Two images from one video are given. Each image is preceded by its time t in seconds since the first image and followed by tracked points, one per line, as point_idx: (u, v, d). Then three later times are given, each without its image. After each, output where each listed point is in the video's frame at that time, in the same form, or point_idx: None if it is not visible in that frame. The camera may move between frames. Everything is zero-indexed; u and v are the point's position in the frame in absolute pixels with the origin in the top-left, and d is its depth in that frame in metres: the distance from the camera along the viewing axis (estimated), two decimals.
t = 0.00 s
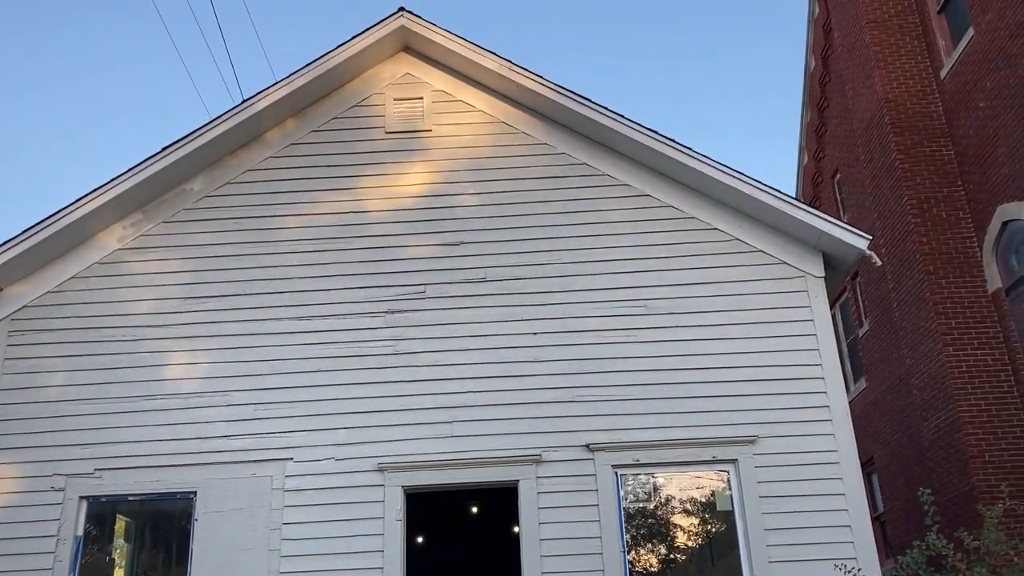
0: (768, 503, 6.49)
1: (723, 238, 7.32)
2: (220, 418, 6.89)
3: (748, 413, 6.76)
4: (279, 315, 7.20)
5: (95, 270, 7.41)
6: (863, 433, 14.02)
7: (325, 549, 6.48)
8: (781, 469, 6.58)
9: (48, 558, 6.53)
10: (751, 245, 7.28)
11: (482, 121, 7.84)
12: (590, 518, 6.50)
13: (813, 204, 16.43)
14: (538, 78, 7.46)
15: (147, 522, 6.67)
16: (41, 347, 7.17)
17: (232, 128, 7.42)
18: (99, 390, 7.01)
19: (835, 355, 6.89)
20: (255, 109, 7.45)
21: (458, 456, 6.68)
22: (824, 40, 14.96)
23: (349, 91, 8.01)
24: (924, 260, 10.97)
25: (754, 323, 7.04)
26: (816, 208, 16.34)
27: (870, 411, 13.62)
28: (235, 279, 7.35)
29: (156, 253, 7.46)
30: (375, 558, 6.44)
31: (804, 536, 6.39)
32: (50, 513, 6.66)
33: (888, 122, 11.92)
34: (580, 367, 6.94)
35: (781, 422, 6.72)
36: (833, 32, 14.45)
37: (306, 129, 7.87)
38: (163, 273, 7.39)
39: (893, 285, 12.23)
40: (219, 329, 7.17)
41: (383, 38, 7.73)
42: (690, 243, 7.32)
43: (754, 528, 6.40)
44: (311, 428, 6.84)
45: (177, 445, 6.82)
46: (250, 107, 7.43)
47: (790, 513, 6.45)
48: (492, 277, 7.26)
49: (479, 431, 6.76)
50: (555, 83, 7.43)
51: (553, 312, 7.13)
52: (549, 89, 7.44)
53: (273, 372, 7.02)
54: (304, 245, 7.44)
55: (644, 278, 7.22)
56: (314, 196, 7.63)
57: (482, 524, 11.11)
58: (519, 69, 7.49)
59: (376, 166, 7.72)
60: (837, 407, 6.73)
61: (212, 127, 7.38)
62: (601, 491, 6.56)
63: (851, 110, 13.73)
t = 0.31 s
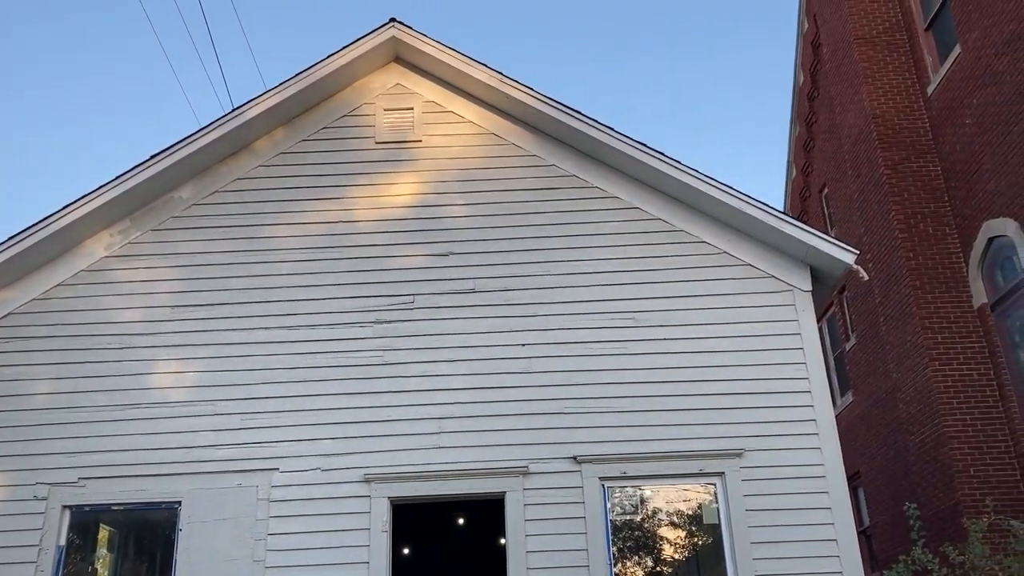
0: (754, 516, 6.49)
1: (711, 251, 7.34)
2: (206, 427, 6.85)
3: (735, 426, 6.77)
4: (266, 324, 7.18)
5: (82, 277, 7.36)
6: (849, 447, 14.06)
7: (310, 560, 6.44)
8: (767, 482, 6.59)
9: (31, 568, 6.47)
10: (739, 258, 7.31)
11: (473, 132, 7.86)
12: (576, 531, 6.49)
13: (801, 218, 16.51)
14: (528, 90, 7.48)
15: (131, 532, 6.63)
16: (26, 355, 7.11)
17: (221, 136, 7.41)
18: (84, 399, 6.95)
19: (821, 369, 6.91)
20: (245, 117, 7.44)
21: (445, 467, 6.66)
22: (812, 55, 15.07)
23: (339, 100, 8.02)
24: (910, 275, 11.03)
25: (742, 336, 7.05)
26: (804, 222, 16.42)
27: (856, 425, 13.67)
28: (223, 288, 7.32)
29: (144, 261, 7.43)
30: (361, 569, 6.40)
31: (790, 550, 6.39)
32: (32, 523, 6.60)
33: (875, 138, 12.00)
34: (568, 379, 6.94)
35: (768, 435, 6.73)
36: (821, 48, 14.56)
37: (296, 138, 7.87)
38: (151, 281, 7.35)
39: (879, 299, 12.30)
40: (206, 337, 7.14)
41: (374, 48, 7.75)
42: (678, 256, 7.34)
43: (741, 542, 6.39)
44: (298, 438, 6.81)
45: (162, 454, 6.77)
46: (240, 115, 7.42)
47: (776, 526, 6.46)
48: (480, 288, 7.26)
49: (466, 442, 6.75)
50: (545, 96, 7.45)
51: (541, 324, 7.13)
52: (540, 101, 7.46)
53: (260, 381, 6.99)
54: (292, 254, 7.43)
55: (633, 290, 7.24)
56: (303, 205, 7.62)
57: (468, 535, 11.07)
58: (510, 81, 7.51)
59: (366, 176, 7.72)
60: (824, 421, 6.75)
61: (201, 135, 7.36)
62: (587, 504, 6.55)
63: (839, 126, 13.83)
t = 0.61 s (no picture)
0: (738, 527, 6.50)
1: (698, 261, 7.37)
2: (189, 434, 6.81)
3: (720, 437, 6.78)
4: (251, 331, 7.14)
5: (65, 282, 7.31)
6: (833, 459, 14.12)
7: (292, 569, 6.40)
8: (751, 493, 6.60)
9: None
10: (725, 269, 7.33)
11: (460, 141, 7.86)
12: (560, 541, 6.48)
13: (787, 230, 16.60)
14: (516, 100, 7.50)
15: (111, 540, 6.56)
16: (7, 360, 7.05)
17: (208, 142, 7.38)
18: (65, 404, 6.90)
19: (806, 380, 6.94)
20: (232, 123, 7.42)
21: (429, 476, 6.64)
22: (799, 68, 15.17)
23: (327, 108, 8.01)
24: (894, 287, 11.09)
25: (727, 347, 7.07)
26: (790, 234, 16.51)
27: (840, 436, 13.72)
28: (208, 294, 7.28)
29: (128, 267, 7.39)
30: None
31: (773, 561, 6.40)
32: (11, 530, 6.53)
33: (861, 151, 12.08)
34: (553, 389, 6.93)
35: (752, 447, 6.75)
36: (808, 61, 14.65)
37: (284, 145, 7.85)
38: (135, 287, 7.31)
39: (864, 312, 12.36)
40: (190, 344, 7.10)
41: (362, 56, 7.74)
42: (664, 266, 7.36)
43: (724, 553, 6.39)
44: (281, 446, 6.77)
45: (144, 461, 6.72)
46: (227, 121, 7.40)
47: (760, 537, 6.47)
48: (467, 297, 7.26)
49: (451, 451, 6.73)
50: (533, 105, 7.47)
51: (527, 333, 7.13)
52: (527, 111, 7.48)
53: (244, 389, 6.95)
54: (278, 261, 7.40)
55: (619, 301, 7.25)
56: (290, 212, 7.60)
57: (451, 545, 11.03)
58: (498, 90, 7.53)
59: (353, 183, 7.71)
60: (808, 433, 6.77)
61: (187, 141, 7.33)
62: (571, 514, 6.54)
63: (825, 138, 13.91)
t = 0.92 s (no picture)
0: (719, 535, 6.51)
1: (682, 269, 7.39)
2: (170, 438, 6.76)
3: (702, 444, 6.79)
4: (233, 335, 7.11)
5: (46, 283, 7.25)
6: (815, 467, 14.19)
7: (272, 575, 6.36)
8: (733, 501, 6.61)
9: None
10: (708, 278, 7.36)
11: (446, 146, 7.86)
12: (542, 547, 6.47)
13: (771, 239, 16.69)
14: (502, 106, 7.51)
15: (89, 544, 6.49)
16: None
17: (192, 144, 7.35)
18: (44, 407, 6.83)
19: (788, 389, 6.97)
20: (217, 126, 7.39)
21: (411, 482, 6.62)
22: (784, 79, 15.27)
23: (313, 112, 7.99)
24: (877, 297, 11.17)
25: (710, 355, 7.09)
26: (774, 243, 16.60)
27: (822, 445, 13.79)
28: (191, 297, 7.24)
29: (110, 269, 7.34)
30: None
31: (755, 569, 6.41)
32: None
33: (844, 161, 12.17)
34: (536, 395, 6.93)
35: (735, 454, 6.77)
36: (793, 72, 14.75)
37: (269, 148, 7.83)
38: (117, 289, 7.26)
39: (846, 321, 12.45)
40: (172, 347, 7.05)
41: (349, 61, 7.74)
42: (649, 274, 7.38)
43: (706, 561, 6.40)
44: (263, 451, 6.73)
45: (123, 465, 6.67)
46: (212, 124, 7.38)
47: (742, 545, 6.48)
48: (452, 303, 7.25)
49: (433, 457, 6.71)
50: (519, 112, 7.48)
51: (511, 339, 7.13)
52: (513, 117, 7.49)
53: (226, 393, 6.91)
54: (262, 265, 7.37)
55: (603, 308, 7.26)
56: (275, 216, 7.57)
57: (432, 552, 10.99)
58: (484, 96, 7.53)
59: (338, 188, 7.69)
60: (790, 441, 6.79)
61: (172, 143, 7.30)
62: (554, 521, 6.53)
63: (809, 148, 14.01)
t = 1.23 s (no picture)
0: (697, 540, 6.52)
1: (662, 275, 7.41)
2: (147, 440, 6.70)
3: (681, 450, 6.81)
4: (212, 336, 7.06)
5: (23, 282, 7.18)
6: (792, 474, 14.26)
7: None
8: (711, 507, 6.64)
9: None
10: (689, 284, 7.39)
11: (428, 149, 7.85)
12: (520, 552, 6.46)
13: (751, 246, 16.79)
14: (485, 110, 7.51)
15: (64, 547, 6.40)
16: None
17: (173, 144, 7.30)
18: (19, 407, 6.76)
19: (767, 395, 7.00)
20: (198, 126, 7.34)
21: (390, 485, 6.60)
22: (766, 87, 15.37)
23: (295, 113, 7.96)
24: (855, 305, 11.25)
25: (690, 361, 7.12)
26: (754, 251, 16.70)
27: (799, 452, 13.86)
28: (169, 298, 7.19)
29: (88, 269, 7.27)
30: None
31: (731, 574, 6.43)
32: None
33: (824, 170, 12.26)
34: (516, 399, 6.93)
35: (713, 460, 6.79)
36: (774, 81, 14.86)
37: (250, 149, 7.79)
38: (94, 289, 7.19)
39: (825, 329, 12.52)
40: (150, 348, 7.00)
41: (332, 62, 7.71)
42: (629, 280, 7.40)
43: (683, 566, 6.42)
44: (241, 454, 6.69)
45: (99, 467, 6.60)
46: (193, 124, 7.33)
47: (719, 551, 6.50)
48: (433, 306, 7.24)
49: (412, 460, 6.69)
50: (502, 116, 7.48)
51: (491, 343, 7.12)
52: (496, 121, 7.49)
53: (204, 394, 6.86)
54: (242, 266, 7.33)
55: (584, 313, 7.27)
56: (255, 217, 7.53)
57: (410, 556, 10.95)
58: (467, 100, 7.53)
59: (319, 190, 7.67)
60: (768, 447, 6.83)
61: (152, 142, 7.25)
62: (532, 526, 6.53)
63: (789, 157, 14.10)
